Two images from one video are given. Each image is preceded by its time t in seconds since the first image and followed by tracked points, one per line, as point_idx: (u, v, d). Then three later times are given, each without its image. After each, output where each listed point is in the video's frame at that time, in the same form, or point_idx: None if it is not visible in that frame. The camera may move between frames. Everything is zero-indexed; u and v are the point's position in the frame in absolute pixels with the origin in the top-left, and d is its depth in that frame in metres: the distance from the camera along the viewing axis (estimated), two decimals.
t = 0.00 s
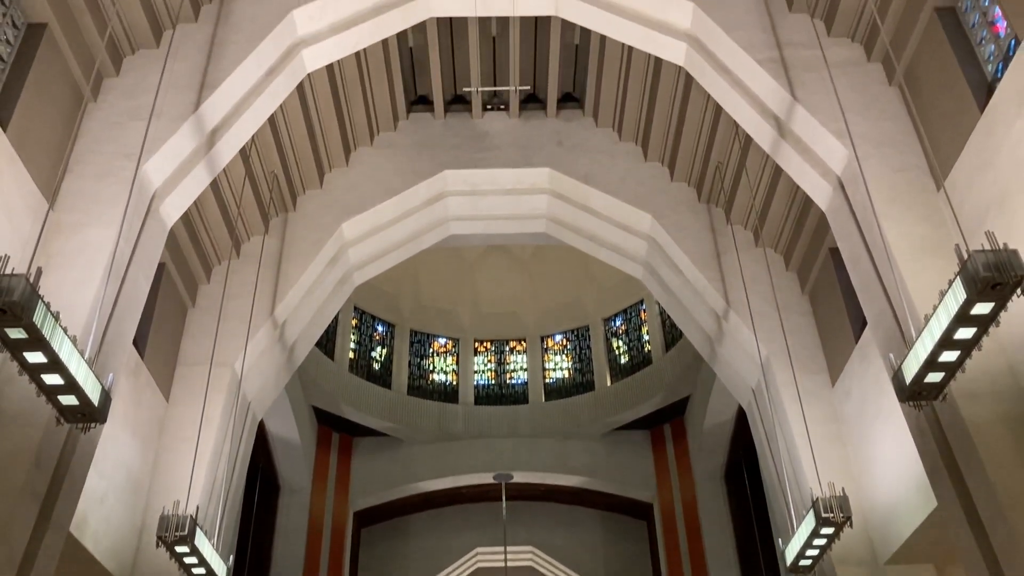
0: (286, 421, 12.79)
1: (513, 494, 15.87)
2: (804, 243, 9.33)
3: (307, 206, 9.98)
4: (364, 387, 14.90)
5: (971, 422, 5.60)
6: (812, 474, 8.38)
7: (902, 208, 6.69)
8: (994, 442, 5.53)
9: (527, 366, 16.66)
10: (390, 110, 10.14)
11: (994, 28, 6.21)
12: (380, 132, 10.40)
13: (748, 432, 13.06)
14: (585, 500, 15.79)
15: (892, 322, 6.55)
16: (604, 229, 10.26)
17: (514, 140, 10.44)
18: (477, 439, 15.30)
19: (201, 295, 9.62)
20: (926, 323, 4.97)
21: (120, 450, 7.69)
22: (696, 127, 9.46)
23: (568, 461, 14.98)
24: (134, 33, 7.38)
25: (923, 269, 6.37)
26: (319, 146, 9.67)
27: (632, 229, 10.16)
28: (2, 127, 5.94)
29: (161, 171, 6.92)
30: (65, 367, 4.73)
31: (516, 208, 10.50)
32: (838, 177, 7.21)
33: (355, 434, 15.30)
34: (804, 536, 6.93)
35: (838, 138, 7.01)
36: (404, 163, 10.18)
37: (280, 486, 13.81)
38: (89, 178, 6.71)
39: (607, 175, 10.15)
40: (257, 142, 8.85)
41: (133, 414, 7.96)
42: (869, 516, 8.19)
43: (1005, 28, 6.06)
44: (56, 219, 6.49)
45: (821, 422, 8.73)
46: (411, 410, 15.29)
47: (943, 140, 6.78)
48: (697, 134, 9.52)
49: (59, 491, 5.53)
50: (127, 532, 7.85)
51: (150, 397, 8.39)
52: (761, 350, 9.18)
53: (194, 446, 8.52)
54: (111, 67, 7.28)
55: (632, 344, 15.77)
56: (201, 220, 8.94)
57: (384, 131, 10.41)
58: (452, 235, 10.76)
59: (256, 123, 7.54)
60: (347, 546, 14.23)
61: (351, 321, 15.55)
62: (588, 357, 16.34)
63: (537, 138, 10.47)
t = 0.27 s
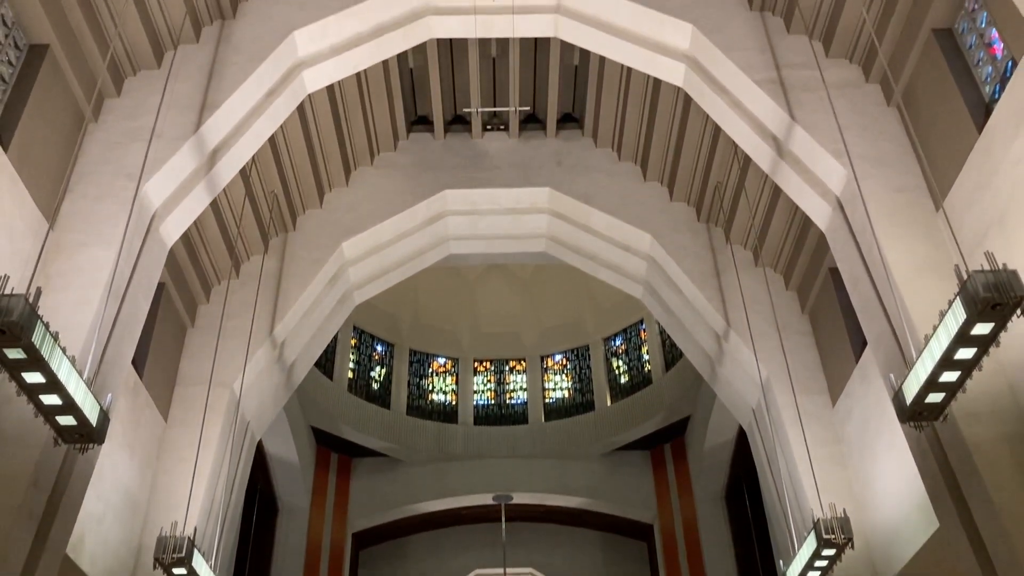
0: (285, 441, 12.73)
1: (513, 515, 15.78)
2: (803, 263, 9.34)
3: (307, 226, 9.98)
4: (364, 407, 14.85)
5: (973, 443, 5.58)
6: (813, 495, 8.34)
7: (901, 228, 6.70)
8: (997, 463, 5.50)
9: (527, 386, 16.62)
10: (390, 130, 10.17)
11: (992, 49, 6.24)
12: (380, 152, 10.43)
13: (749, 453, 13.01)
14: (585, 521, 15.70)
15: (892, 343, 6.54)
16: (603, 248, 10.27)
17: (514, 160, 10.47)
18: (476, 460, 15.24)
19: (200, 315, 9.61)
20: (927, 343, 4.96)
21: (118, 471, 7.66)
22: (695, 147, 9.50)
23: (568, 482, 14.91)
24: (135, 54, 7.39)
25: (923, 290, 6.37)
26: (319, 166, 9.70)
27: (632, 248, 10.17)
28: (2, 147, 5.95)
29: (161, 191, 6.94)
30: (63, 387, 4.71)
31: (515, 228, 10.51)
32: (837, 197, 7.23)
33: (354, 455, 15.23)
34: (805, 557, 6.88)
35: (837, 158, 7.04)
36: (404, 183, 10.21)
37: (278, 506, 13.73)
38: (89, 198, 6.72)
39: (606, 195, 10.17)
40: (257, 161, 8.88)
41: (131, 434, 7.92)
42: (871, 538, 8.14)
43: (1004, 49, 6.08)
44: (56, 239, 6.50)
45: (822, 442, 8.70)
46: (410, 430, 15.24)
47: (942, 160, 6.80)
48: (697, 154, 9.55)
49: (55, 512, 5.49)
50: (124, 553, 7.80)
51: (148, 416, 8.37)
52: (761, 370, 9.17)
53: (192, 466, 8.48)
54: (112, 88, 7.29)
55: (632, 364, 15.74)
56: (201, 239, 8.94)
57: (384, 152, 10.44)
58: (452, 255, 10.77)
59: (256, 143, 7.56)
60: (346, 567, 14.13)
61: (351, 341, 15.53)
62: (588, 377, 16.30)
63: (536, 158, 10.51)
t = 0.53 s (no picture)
0: (284, 453, 12.69)
1: (512, 529, 15.72)
2: (804, 276, 9.34)
3: (307, 239, 9.99)
4: (363, 419, 14.82)
5: (975, 457, 5.56)
6: (814, 509, 8.30)
7: (901, 241, 6.71)
8: (998, 477, 5.48)
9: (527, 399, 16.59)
10: (391, 143, 10.20)
11: (991, 63, 6.27)
12: (381, 165, 10.45)
13: (750, 467, 12.97)
14: (586, 535, 15.65)
15: (892, 356, 6.53)
16: (603, 261, 10.28)
17: (514, 173, 10.49)
18: (476, 473, 15.19)
19: (201, 328, 9.60)
20: (927, 357, 4.96)
21: (117, 484, 7.64)
22: (696, 160, 9.52)
23: (568, 496, 14.86)
24: (137, 67, 7.42)
25: (923, 303, 6.37)
26: (320, 178, 9.72)
27: (632, 261, 10.17)
28: (4, 159, 5.96)
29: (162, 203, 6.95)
30: (63, 400, 4.71)
31: (516, 241, 10.52)
32: (837, 211, 7.24)
33: (353, 468, 15.19)
34: (807, 572, 6.85)
35: (837, 171, 7.06)
36: (404, 196, 10.22)
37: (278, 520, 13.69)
38: (90, 211, 6.73)
39: (607, 208, 10.18)
40: (258, 174, 8.90)
41: (130, 447, 7.91)
42: (872, 552, 8.10)
43: (1002, 63, 6.10)
44: (56, 252, 6.51)
45: (823, 456, 8.68)
46: (410, 443, 15.21)
47: (941, 174, 6.81)
48: (697, 167, 9.57)
49: (54, 526, 5.47)
50: (123, 567, 7.77)
51: (148, 429, 8.36)
52: (761, 384, 9.15)
53: (191, 479, 8.46)
54: (114, 101, 7.31)
55: (632, 377, 15.72)
56: (201, 252, 8.95)
57: (384, 165, 10.46)
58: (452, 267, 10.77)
59: (257, 155, 7.58)
60: None
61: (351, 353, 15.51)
62: (589, 391, 16.26)
63: (537, 171, 10.53)
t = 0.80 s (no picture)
0: (283, 457, 12.67)
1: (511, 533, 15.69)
2: (803, 281, 9.34)
3: (307, 242, 9.99)
4: (362, 423, 14.80)
5: (975, 462, 5.55)
6: (814, 515, 8.29)
7: (901, 246, 6.71)
8: (999, 483, 5.47)
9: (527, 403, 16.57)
10: (390, 146, 10.20)
11: (991, 68, 6.28)
12: (381, 169, 10.45)
13: (750, 472, 12.96)
14: (585, 540, 15.63)
15: (892, 360, 6.53)
16: (603, 265, 10.27)
17: (514, 178, 10.49)
18: (475, 477, 15.17)
19: (200, 330, 9.60)
20: (927, 362, 4.95)
21: (115, 488, 7.62)
22: (695, 165, 9.53)
23: (568, 500, 14.84)
24: (137, 70, 7.42)
25: (923, 308, 6.36)
26: (319, 182, 9.72)
27: (631, 265, 10.17)
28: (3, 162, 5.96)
29: (161, 206, 6.94)
30: (61, 403, 4.70)
31: (515, 245, 10.51)
32: (838, 215, 7.24)
33: (352, 472, 15.16)
34: None
35: (837, 176, 7.06)
36: (404, 200, 10.22)
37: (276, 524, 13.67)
38: (89, 213, 6.73)
39: (607, 212, 10.18)
40: (257, 177, 8.89)
41: (129, 451, 7.89)
42: (872, 557, 8.08)
43: (1003, 68, 6.10)
44: (55, 254, 6.50)
45: (823, 461, 8.66)
46: (409, 447, 15.18)
47: (941, 178, 6.80)
48: (697, 172, 9.57)
49: (52, 529, 5.46)
50: (121, 570, 7.74)
51: (147, 432, 8.35)
52: (761, 389, 9.14)
53: (189, 482, 8.44)
54: (114, 104, 7.31)
55: (632, 382, 15.71)
56: (201, 255, 8.95)
57: (384, 169, 10.46)
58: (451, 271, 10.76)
59: (256, 158, 7.58)
60: None
61: (350, 357, 15.49)
62: (589, 395, 16.25)
63: (537, 175, 10.53)
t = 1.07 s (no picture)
0: (282, 452, 12.67)
1: (509, 529, 15.71)
2: (802, 278, 9.35)
3: (306, 237, 9.99)
4: (361, 418, 14.81)
5: (973, 458, 5.55)
6: (812, 511, 8.30)
7: (900, 243, 6.70)
8: (997, 479, 5.47)
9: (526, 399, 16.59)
10: (390, 141, 10.19)
11: (992, 65, 6.28)
12: (380, 164, 10.44)
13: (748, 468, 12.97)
14: (583, 536, 15.69)
15: (891, 357, 6.54)
16: (602, 261, 10.27)
17: (513, 173, 10.49)
18: (474, 472, 15.19)
19: (199, 325, 9.59)
20: (926, 358, 4.95)
21: (114, 482, 7.62)
22: (695, 161, 9.52)
23: (566, 496, 14.86)
24: (136, 64, 7.40)
25: (922, 305, 6.36)
26: (319, 177, 9.71)
27: (631, 261, 10.16)
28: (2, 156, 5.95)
29: (160, 201, 6.93)
30: (60, 396, 4.70)
31: (515, 241, 10.51)
32: (837, 212, 7.23)
33: (351, 467, 15.17)
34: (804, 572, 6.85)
35: (837, 173, 7.06)
36: (403, 195, 10.21)
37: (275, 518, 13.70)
38: (88, 207, 6.72)
39: (606, 208, 10.18)
40: (257, 172, 8.89)
41: (128, 445, 7.90)
42: (870, 554, 8.09)
43: (1003, 65, 6.10)
44: (54, 248, 6.49)
45: (821, 458, 8.67)
46: (407, 442, 15.19)
47: (941, 174, 6.80)
48: (696, 167, 9.56)
49: (51, 523, 5.46)
50: (119, 565, 7.74)
51: (145, 426, 8.34)
52: (760, 385, 9.15)
53: (188, 477, 8.45)
54: (113, 98, 7.29)
55: (631, 378, 15.72)
56: (200, 249, 8.94)
57: (384, 164, 10.45)
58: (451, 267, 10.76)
59: (256, 153, 7.57)
60: None
61: (349, 352, 15.49)
62: (587, 391, 16.26)
63: (536, 170, 10.52)
